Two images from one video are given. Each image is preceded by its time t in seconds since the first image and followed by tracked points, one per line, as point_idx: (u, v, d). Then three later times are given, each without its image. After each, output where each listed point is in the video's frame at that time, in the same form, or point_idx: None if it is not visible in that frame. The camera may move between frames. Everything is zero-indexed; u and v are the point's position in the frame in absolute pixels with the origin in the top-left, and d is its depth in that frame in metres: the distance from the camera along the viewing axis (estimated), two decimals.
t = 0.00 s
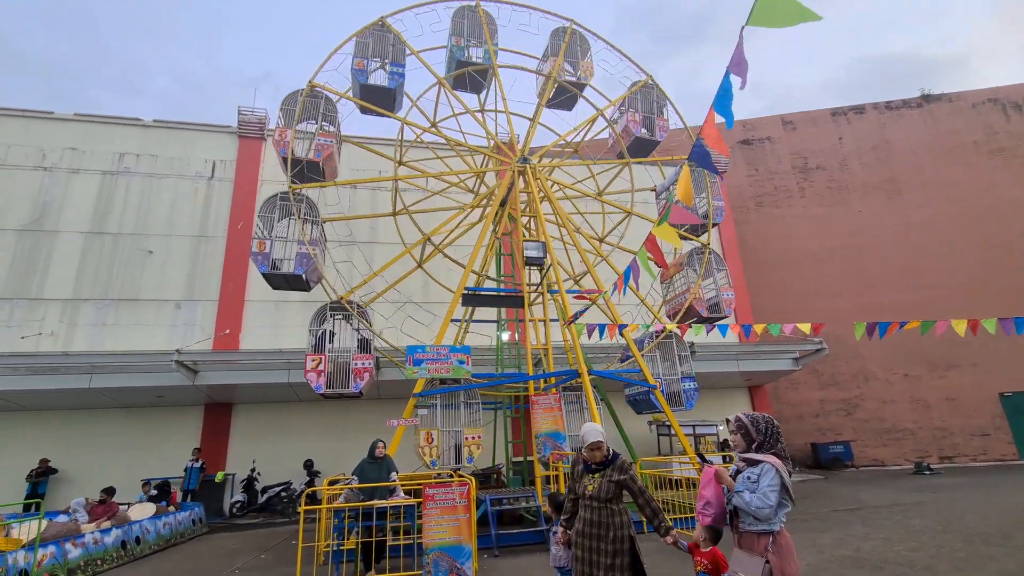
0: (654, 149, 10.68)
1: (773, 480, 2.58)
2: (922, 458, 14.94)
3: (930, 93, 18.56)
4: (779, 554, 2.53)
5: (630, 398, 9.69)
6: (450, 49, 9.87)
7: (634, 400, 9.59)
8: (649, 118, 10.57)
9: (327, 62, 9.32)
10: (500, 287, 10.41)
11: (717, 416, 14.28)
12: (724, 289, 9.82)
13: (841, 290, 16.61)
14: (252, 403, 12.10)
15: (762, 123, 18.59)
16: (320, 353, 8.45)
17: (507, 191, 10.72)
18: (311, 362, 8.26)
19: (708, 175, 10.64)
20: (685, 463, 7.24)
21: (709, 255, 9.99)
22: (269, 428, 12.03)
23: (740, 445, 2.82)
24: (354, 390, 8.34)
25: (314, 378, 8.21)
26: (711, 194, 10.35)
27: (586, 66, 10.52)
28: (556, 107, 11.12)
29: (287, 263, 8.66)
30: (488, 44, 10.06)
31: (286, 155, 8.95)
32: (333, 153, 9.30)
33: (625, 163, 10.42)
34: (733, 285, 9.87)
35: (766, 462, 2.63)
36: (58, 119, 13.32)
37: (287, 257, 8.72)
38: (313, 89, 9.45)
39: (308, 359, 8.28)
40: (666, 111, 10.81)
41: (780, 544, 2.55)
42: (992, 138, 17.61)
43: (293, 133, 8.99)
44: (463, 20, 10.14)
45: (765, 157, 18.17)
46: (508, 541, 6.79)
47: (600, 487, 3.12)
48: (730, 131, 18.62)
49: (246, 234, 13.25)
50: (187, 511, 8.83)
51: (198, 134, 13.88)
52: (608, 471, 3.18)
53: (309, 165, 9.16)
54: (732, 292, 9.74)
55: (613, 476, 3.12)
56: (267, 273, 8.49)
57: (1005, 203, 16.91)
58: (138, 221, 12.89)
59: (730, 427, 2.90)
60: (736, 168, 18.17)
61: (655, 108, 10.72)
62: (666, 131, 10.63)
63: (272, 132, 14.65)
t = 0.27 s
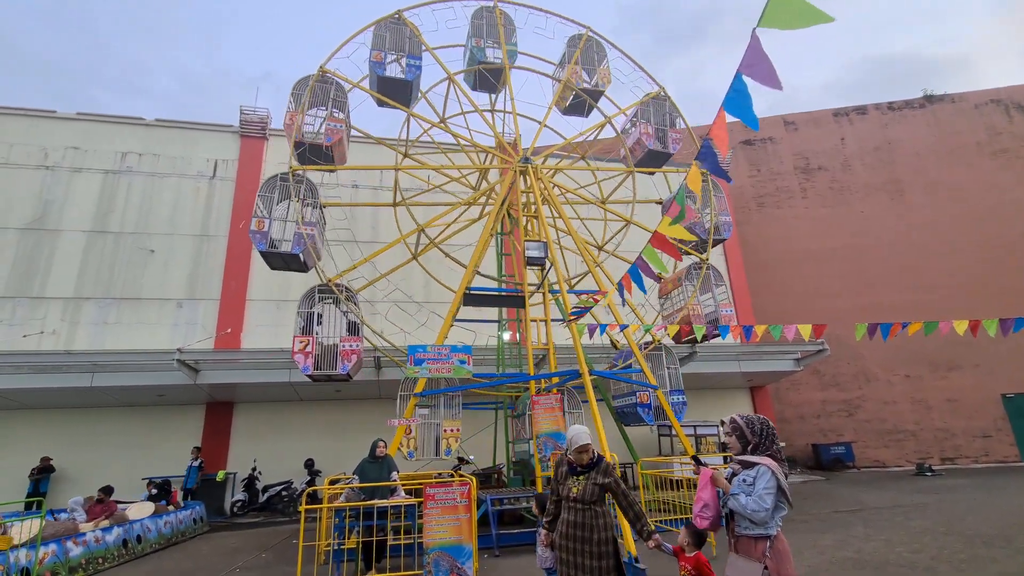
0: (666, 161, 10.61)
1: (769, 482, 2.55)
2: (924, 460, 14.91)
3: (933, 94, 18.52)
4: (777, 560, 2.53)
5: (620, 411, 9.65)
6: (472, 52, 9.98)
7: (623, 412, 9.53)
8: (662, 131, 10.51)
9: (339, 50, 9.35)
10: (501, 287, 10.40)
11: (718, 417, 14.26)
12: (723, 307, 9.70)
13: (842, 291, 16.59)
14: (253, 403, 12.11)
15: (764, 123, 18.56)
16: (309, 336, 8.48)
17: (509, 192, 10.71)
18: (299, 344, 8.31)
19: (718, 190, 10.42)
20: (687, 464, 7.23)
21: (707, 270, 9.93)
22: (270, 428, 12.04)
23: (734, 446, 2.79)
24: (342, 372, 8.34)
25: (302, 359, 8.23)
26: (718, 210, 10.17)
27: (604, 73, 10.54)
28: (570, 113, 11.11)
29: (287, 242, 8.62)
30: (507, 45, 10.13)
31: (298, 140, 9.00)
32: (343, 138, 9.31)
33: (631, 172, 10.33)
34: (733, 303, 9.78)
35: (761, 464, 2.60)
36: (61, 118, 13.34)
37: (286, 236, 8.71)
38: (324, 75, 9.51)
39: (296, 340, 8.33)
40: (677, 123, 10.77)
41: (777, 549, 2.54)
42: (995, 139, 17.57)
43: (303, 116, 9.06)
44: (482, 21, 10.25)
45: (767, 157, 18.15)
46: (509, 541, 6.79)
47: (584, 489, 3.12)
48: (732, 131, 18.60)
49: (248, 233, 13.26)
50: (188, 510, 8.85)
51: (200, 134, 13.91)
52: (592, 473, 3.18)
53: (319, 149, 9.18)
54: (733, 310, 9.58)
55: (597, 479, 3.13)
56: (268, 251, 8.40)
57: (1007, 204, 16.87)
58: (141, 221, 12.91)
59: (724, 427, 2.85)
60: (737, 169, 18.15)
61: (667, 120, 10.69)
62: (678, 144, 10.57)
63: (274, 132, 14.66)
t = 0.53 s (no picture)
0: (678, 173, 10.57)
1: (761, 485, 2.54)
2: (926, 461, 14.88)
3: (936, 94, 18.45)
4: (768, 563, 2.55)
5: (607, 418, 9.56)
6: (494, 53, 10.06)
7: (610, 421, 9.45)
8: (675, 144, 10.48)
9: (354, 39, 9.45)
10: (503, 287, 10.39)
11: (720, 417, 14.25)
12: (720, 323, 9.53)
13: (845, 292, 16.56)
14: (255, 402, 12.13)
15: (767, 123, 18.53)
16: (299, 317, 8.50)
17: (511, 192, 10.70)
18: (289, 324, 8.33)
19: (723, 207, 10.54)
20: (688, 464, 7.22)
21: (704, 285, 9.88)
22: (272, 427, 12.07)
23: (726, 449, 2.78)
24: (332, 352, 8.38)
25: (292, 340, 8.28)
26: (725, 226, 10.22)
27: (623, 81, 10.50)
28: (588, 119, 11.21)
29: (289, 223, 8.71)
30: (527, 47, 10.24)
31: (311, 124, 9.06)
32: (355, 124, 9.36)
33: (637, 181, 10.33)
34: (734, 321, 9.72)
35: (752, 466, 2.59)
36: (65, 117, 13.39)
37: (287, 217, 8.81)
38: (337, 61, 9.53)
39: (285, 321, 8.35)
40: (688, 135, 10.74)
41: (768, 552, 2.55)
42: (999, 140, 17.51)
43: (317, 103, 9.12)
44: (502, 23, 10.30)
45: (770, 158, 18.12)
46: (509, 541, 6.80)
47: (564, 492, 3.11)
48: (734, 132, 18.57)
49: (251, 233, 13.28)
50: (190, 509, 8.88)
51: (204, 133, 13.94)
52: (574, 476, 3.16)
53: (332, 134, 9.23)
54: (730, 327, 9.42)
55: (578, 482, 3.11)
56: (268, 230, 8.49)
57: (1011, 205, 16.80)
58: (143, 220, 12.94)
59: (718, 429, 2.85)
60: (740, 169, 18.12)
61: (680, 134, 10.65)
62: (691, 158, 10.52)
63: (276, 131, 14.68)
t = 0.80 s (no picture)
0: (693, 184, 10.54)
1: (745, 488, 2.53)
2: (932, 462, 14.80)
3: (943, 93, 18.33)
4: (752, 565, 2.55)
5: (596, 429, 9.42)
6: (513, 53, 10.09)
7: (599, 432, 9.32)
8: (688, 157, 10.43)
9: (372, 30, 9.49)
10: (507, 287, 10.39)
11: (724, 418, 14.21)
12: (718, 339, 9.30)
13: (850, 292, 16.48)
14: (261, 402, 12.20)
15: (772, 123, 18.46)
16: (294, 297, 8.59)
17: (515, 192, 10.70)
18: (283, 304, 8.44)
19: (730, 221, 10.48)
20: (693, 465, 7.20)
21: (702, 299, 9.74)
22: (277, 427, 12.12)
23: (711, 452, 2.77)
24: (326, 332, 8.45)
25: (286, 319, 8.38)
26: (732, 241, 10.14)
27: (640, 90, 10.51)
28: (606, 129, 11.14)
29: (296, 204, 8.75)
30: (547, 48, 10.33)
31: (329, 112, 9.11)
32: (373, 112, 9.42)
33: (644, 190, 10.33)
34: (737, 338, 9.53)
35: (735, 469, 2.59)
36: (72, 118, 13.48)
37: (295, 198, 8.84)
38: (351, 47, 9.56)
39: (280, 300, 8.46)
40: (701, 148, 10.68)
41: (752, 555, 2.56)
42: (1006, 138, 17.38)
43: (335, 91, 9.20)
44: (523, 26, 10.32)
45: (775, 158, 18.05)
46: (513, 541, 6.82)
47: (558, 494, 3.13)
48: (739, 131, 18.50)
49: (256, 233, 13.33)
50: (196, 507, 8.94)
51: (209, 134, 14.01)
52: (568, 479, 3.17)
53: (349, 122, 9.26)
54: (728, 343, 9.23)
55: (571, 486, 3.12)
56: (275, 210, 8.56)
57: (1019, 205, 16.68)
58: (150, 220, 13.02)
59: (701, 432, 2.84)
60: (745, 169, 18.06)
61: (693, 147, 10.58)
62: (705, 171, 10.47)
63: (281, 131, 14.72)
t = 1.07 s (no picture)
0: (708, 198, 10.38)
1: (719, 489, 2.54)
2: (937, 463, 14.73)
3: (949, 92, 18.23)
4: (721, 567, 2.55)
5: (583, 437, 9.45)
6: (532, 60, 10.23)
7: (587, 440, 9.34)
8: (698, 171, 10.34)
9: (389, 22, 9.54)
10: (510, 287, 10.39)
11: (728, 418, 14.18)
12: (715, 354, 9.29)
13: (855, 292, 16.42)
14: (265, 402, 12.25)
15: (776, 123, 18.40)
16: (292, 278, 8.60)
17: (519, 192, 10.70)
18: (280, 285, 8.46)
19: (735, 237, 10.42)
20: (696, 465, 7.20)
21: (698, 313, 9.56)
22: (281, 426, 12.16)
23: (687, 452, 2.76)
24: (321, 312, 8.49)
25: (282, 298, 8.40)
26: (737, 257, 10.02)
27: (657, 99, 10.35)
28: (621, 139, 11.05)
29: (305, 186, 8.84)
30: (566, 54, 10.29)
31: (347, 102, 9.12)
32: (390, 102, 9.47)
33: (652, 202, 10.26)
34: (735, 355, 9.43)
35: (712, 471, 2.59)
36: (77, 120, 13.56)
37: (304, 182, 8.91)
38: (366, 41, 9.65)
39: (278, 280, 8.50)
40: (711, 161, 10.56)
41: (722, 556, 2.57)
42: (1013, 138, 17.27)
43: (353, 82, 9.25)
44: (539, 32, 10.37)
45: (779, 157, 18.00)
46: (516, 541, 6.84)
47: (550, 498, 3.12)
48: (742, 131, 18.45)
49: (260, 233, 13.38)
50: (201, 507, 9.00)
51: (214, 135, 14.06)
52: (560, 483, 3.16)
53: (366, 112, 9.30)
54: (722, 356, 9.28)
55: (564, 489, 3.12)
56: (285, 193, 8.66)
57: None
58: (155, 221, 13.09)
59: (677, 432, 2.82)
60: (749, 168, 18.00)
61: (704, 161, 10.48)
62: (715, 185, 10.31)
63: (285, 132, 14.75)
